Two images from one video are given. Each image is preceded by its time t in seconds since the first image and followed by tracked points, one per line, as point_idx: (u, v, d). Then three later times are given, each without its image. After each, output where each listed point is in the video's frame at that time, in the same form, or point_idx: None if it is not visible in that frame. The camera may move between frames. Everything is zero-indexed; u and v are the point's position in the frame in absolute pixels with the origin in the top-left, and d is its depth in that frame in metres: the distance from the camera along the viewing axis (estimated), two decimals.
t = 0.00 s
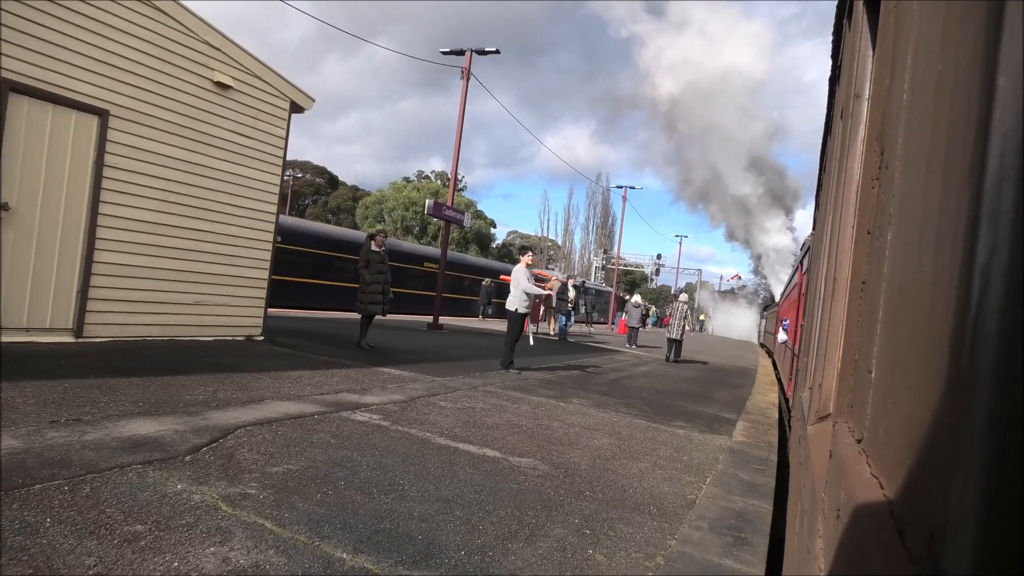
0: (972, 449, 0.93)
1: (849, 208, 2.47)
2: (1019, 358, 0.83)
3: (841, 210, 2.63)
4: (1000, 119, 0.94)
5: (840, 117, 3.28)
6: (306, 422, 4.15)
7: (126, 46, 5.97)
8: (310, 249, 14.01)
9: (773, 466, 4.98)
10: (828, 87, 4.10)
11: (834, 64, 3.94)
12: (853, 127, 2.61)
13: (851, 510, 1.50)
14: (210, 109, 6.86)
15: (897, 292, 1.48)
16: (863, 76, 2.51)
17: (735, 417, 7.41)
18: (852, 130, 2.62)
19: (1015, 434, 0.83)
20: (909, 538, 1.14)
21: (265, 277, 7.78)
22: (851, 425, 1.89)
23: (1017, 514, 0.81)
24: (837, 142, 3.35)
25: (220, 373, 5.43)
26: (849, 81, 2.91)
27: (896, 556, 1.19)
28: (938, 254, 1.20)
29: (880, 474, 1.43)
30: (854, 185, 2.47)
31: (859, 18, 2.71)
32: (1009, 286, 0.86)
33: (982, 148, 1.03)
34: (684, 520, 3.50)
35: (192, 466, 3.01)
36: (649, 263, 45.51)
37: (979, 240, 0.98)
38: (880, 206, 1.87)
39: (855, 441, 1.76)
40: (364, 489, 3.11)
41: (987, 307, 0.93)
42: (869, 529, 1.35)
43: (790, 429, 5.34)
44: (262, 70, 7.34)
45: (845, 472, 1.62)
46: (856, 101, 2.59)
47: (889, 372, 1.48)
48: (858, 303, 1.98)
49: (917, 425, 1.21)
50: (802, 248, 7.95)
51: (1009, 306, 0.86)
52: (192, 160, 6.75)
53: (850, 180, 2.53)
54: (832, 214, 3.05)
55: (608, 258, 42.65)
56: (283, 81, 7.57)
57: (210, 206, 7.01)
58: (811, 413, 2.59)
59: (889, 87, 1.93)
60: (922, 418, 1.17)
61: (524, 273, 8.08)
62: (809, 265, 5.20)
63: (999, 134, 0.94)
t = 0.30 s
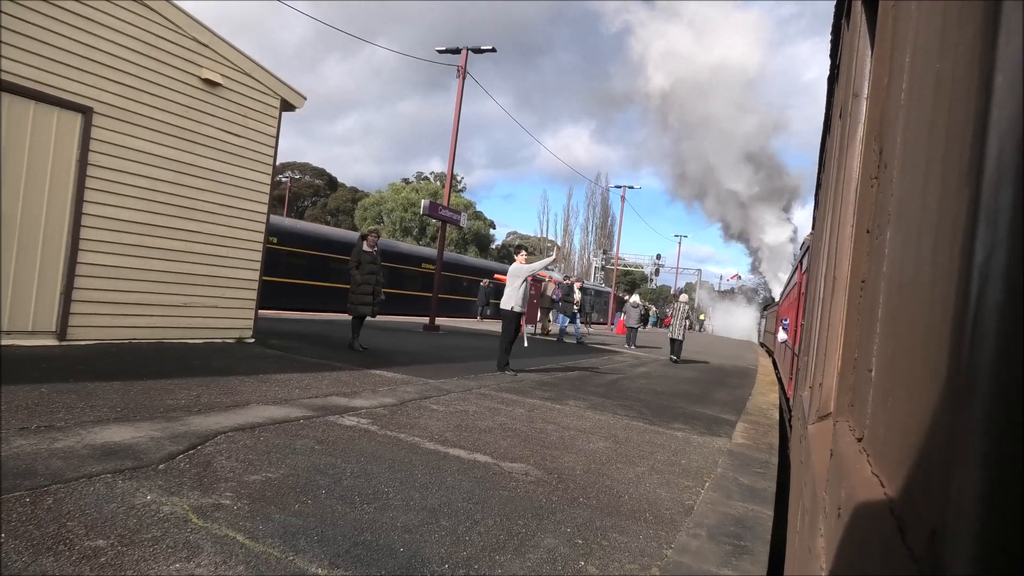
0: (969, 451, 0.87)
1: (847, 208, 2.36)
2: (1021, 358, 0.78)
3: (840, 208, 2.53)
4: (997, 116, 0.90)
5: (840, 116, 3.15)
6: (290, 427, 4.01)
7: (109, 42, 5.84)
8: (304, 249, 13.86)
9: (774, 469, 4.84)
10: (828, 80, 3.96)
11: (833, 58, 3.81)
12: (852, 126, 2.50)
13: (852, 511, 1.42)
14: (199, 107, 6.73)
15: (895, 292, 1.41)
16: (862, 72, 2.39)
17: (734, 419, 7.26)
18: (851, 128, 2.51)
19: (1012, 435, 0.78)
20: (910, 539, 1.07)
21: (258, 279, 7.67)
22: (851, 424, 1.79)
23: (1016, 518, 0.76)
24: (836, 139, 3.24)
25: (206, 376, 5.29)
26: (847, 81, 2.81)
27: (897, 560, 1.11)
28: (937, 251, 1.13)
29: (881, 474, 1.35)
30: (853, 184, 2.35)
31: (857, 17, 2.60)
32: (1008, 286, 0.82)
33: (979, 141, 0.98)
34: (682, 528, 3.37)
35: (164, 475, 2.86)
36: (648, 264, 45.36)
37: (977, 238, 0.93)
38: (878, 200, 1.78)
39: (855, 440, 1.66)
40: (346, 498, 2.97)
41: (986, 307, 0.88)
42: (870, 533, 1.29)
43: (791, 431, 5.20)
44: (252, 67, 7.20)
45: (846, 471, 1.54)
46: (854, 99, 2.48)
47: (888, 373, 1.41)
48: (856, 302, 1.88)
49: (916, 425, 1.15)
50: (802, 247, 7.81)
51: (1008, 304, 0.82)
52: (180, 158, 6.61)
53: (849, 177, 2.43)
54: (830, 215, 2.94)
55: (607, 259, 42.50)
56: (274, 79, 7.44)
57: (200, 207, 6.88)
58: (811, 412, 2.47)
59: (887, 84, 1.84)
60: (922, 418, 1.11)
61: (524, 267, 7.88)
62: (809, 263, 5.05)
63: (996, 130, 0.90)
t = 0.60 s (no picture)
0: (969, 452, 0.79)
1: (845, 210, 2.25)
2: (1019, 357, 0.70)
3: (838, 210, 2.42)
4: (993, 105, 0.81)
5: (837, 118, 3.07)
6: (274, 432, 3.88)
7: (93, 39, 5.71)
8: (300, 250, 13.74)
9: (773, 473, 4.72)
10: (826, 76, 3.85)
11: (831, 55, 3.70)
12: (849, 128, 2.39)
13: (849, 510, 1.33)
14: (187, 105, 6.60)
15: (894, 293, 1.33)
16: (858, 74, 2.29)
17: (733, 420, 7.14)
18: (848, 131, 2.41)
19: (1012, 438, 0.70)
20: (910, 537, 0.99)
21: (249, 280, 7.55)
22: (849, 423, 1.69)
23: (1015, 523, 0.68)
24: (835, 138, 3.13)
25: (191, 380, 5.16)
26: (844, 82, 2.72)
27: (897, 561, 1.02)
28: (938, 251, 1.04)
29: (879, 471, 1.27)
30: (850, 186, 2.25)
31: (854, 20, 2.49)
32: (1006, 284, 0.73)
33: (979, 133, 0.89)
34: (678, 535, 3.25)
35: (136, 484, 2.74)
36: (648, 264, 45.26)
37: (975, 237, 0.85)
38: (875, 202, 1.68)
39: (854, 439, 1.56)
40: (326, 507, 2.84)
41: (985, 306, 0.79)
42: (869, 535, 1.18)
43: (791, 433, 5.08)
44: (240, 64, 7.07)
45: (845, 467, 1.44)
46: (851, 101, 2.38)
47: (886, 373, 1.33)
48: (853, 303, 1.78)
49: (915, 425, 1.07)
50: (801, 247, 7.69)
51: (1007, 304, 0.73)
52: (167, 157, 6.48)
53: (846, 179, 2.32)
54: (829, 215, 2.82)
55: (606, 259, 42.40)
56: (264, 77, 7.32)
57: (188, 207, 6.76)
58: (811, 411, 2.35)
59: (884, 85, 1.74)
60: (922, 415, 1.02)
61: (520, 265, 7.71)
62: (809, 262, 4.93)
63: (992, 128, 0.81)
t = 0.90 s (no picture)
0: (963, 453, 0.75)
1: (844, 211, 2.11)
2: (1016, 359, 0.66)
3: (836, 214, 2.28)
4: (989, 104, 0.77)
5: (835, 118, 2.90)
6: (254, 438, 3.73)
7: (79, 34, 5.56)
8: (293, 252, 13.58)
9: (772, 478, 4.58)
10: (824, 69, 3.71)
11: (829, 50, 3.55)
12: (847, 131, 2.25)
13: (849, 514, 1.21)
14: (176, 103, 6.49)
15: (891, 293, 1.23)
16: (857, 75, 2.16)
17: (731, 423, 6.99)
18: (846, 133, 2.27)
19: (1009, 438, 0.66)
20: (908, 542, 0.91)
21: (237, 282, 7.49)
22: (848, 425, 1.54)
23: (1009, 523, 0.64)
24: (832, 140, 3.00)
25: (174, 384, 5.00)
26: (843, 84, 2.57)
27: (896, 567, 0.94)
28: (930, 253, 0.99)
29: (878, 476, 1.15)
30: (849, 188, 2.12)
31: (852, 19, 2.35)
32: (1001, 285, 0.70)
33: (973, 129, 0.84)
34: (672, 546, 3.11)
35: (98, 497, 2.58)
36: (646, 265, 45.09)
37: (968, 240, 0.81)
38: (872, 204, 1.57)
39: (854, 441, 1.42)
40: (301, 519, 2.69)
41: (978, 309, 0.75)
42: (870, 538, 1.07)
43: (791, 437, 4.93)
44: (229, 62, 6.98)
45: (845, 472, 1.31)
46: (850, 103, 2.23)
47: (886, 374, 1.21)
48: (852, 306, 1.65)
49: (914, 427, 0.98)
50: (800, 248, 7.55)
51: (1001, 305, 0.70)
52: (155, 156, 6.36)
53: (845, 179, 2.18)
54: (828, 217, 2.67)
55: (604, 260, 42.24)
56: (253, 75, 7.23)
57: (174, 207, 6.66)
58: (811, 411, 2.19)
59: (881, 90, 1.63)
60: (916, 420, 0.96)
61: (509, 266, 7.53)
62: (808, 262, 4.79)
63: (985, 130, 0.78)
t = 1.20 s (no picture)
0: (954, 450, 0.80)
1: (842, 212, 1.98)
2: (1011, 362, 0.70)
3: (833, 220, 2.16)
4: (979, 115, 0.81)
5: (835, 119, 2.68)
6: (232, 445, 3.60)
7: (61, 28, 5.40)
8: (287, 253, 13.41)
9: (771, 484, 4.45)
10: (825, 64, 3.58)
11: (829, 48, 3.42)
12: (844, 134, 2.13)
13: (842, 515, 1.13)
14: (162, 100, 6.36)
15: (887, 295, 1.15)
16: (854, 76, 2.03)
17: (730, 427, 6.86)
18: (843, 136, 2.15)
19: (1007, 439, 0.70)
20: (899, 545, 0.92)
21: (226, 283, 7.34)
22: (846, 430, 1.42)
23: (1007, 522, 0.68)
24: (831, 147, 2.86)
25: (156, 387, 4.86)
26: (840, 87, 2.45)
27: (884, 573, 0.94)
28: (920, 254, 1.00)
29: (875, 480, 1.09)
30: (847, 191, 1.99)
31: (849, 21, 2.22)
32: (992, 292, 0.74)
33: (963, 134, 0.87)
34: (666, 556, 2.98)
35: (57, 508, 2.45)
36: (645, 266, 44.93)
37: (958, 246, 0.85)
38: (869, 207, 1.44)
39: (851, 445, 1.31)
40: (275, 531, 2.56)
41: (968, 311, 0.80)
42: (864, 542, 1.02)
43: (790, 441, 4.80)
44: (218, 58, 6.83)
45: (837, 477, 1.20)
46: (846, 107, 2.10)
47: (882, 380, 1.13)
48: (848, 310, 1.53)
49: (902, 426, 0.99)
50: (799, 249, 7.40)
51: (993, 310, 0.74)
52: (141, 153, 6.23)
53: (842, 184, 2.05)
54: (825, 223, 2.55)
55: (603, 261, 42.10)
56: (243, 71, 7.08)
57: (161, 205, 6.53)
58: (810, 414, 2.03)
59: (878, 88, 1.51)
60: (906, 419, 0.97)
61: (493, 265, 7.34)
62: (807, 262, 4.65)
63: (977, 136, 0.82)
